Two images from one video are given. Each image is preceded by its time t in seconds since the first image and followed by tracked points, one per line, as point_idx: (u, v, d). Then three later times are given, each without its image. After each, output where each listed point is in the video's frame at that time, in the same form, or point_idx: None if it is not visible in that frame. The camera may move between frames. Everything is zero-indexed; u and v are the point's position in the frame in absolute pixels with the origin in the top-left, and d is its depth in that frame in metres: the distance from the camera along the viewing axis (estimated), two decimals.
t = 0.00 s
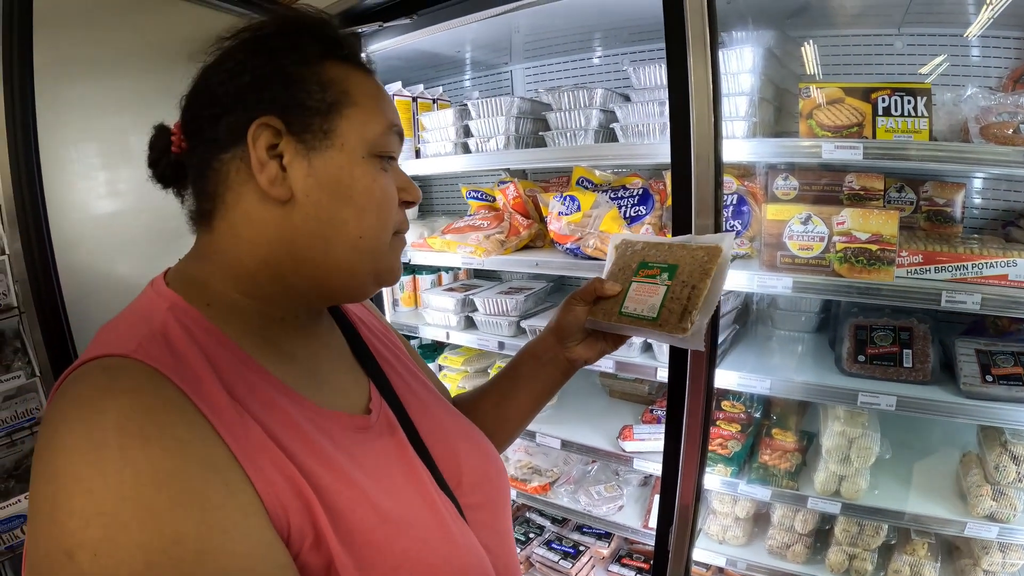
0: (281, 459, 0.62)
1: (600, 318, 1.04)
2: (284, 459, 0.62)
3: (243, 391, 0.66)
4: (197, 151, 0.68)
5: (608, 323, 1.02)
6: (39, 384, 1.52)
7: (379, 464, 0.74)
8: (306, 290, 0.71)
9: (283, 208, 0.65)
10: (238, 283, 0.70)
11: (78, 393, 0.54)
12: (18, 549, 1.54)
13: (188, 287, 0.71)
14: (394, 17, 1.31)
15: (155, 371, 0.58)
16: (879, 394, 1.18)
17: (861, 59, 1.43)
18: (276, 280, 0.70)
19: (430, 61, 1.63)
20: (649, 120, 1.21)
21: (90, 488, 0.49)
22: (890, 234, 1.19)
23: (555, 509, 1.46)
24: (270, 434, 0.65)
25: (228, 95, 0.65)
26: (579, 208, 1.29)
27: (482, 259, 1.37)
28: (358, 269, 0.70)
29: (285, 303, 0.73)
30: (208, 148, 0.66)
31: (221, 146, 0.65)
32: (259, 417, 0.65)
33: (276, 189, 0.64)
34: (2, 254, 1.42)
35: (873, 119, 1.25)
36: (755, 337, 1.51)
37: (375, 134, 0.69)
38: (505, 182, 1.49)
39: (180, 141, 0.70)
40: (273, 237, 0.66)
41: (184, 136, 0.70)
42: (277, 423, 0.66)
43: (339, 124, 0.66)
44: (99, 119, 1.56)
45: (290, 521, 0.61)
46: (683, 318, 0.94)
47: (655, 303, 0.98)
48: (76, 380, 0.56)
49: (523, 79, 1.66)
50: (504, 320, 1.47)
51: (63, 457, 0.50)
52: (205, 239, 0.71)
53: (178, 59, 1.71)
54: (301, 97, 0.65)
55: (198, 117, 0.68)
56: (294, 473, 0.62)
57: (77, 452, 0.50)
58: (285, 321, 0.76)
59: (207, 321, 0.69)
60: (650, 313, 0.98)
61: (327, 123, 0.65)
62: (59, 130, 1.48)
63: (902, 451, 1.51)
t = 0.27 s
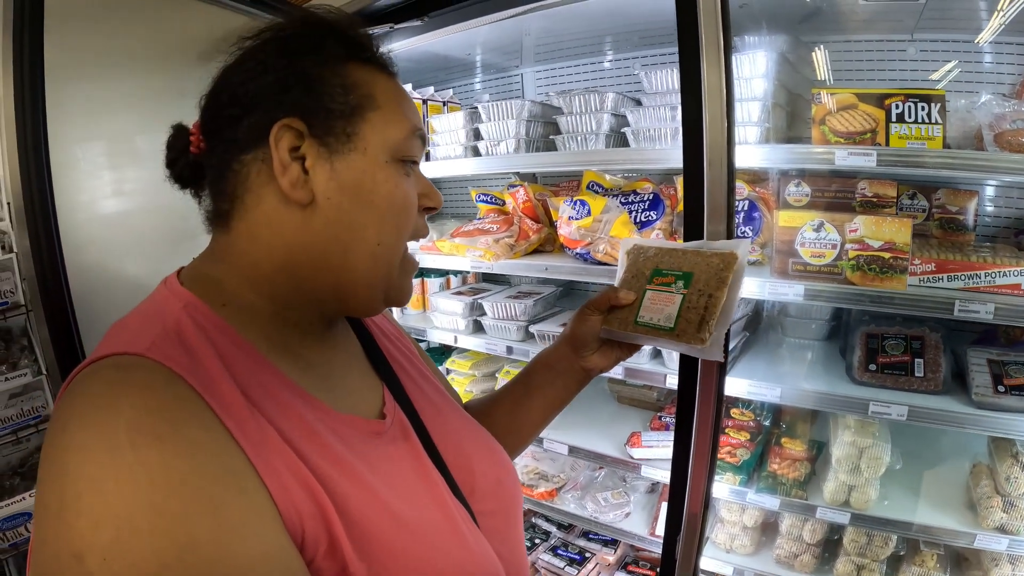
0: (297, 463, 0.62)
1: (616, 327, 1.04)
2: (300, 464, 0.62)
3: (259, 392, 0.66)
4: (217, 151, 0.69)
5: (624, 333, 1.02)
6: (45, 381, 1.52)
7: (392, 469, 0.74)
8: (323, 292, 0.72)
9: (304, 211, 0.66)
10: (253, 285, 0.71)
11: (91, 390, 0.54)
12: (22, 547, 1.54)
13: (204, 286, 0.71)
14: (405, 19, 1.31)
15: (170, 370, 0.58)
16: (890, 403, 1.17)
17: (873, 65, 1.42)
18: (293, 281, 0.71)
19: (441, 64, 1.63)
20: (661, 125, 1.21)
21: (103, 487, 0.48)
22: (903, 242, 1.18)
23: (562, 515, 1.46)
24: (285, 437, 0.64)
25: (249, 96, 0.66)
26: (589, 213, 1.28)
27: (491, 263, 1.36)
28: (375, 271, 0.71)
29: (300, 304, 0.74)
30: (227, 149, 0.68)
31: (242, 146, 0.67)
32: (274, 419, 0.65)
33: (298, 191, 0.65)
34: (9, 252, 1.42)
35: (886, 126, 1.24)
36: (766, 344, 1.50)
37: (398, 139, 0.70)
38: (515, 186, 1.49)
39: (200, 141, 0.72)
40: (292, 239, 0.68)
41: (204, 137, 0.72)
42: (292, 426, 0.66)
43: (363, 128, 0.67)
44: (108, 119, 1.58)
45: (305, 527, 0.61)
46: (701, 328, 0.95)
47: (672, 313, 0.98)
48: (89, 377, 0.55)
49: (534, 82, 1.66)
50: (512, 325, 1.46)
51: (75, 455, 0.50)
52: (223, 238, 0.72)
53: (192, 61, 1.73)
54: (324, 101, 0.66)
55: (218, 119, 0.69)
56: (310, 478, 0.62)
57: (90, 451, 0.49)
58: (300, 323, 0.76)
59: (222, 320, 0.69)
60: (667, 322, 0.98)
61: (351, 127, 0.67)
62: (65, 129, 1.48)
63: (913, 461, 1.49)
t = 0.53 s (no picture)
0: (312, 467, 0.62)
1: (625, 338, 1.06)
2: (315, 468, 0.62)
3: (274, 397, 0.66)
4: (236, 156, 0.70)
5: (634, 344, 1.03)
6: (55, 380, 1.49)
7: (404, 474, 0.74)
8: (337, 299, 0.73)
9: (321, 218, 0.67)
10: (270, 291, 0.72)
11: (109, 392, 0.54)
12: (28, 544, 1.55)
13: (220, 290, 0.72)
14: (417, 25, 1.32)
15: (188, 374, 0.58)
16: (896, 413, 1.17)
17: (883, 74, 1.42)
18: (309, 287, 0.72)
19: (452, 68, 1.64)
20: (670, 133, 1.21)
21: (120, 489, 0.48)
22: (912, 252, 1.18)
23: (567, 520, 1.46)
24: (300, 442, 0.65)
25: (270, 103, 0.67)
26: (598, 219, 1.29)
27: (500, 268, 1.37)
28: (390, 279, 0.72)
29: (315, 309, 0.75)
30: (247, 154, 0.69)
31: (261, 153, 0.67)
32: (289, 423, 0.65)
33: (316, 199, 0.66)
34: (21, 251, 1.36)
35: (896, 135, 1.24)
36: (773, 352, 1.50)
37: (416, 149, 0.71)
38: (525, 192, 1.49)
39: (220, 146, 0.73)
40: (308, 246, 0.68)
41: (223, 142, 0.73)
42: (307, 431, 0.66)
43: (382, 138, 0.68)
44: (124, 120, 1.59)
45: (319, 531, 0.61)
46: (710, 342, 0.97)
47: (681, 325, 1.00)
48: (106, 379, 0.56)
49: (544, 88, 1.67)
50: (521, 330, 1.47)
51: (94, 457, 0.50)
52: (240, 242, 0.73)
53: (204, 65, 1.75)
54: (344, 110, 0.67)
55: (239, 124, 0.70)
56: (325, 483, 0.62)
57: (108, 453, 0.50)
58: (313, 327, 0.77)
59: (238, 323, 0.69)
60: (677, 335, 1.00)
61: (370, 137, 0.68)
62: (80, 128, 1.49)
63: (919, 471, 1.49)
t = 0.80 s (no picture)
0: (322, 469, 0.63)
1: (630, 343, 1.06)
2: (324, 469, 0.63)
3: (284, 399, 0.67)
4: (249, 161, 0.71)
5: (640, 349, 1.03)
6: (63, 379, 1.54)
7: (412, 477, 0.75)
8: (346, 303, 0.74)
9: (332, 224, 0.68)
10: (281, 294, 0.73)
11: (123, 393, 0.55)
12: (34, 542, 1.55)
13: (230, 293, 0.73)
14: (426, 29, 1.33)
15: (200, 375, 0.59)
16: (902, 419, 1.17)
17: (890, 79, 1.42)
18: (319, 291, 0.73)
19: (460, 71, 1.65)
20: (677, 138, 1.22)
21: (134, 489, 0.49)
22: (917, 258, 1.19)
23: (571, 523, 1.47)
24: (311, 445, 0.65)
25: (282, 109, 0.68)
26: (605, 224, 1.29)
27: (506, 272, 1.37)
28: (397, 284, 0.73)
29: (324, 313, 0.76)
30: (259, 160, 0.69)
31: (273, 158, 0.68)
32: (300, 425, 0.66)
33: (326, 204, 0.66)
34: (29, 252, 1.44)
35: (903, 141, 1.24)
36: (779, 356, 1.50)
37: (426, 156, 0.71)
38: (532, 196, 1.50)
39: (231, 152, 0.74)
40: (318, 251, 0.69)
41: (236, 146, 0.73)
42: (318, 434, 0.67)
43: (392, 144, 0.69)
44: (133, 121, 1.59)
45: (329, 531, 0.61)
46: (715, 347, 0.98)
47: (685, 331, 1.01)
48: (119, 381, 0.57)
49: (551, 92, 1.67)
50: (527, 334, 1.47)
51: (108, 457, 0.51)
52: (251, 246, 0.74)
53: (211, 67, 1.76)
54: (355, 117, 0.67)
55: (251, 130, 0.71)
56: (333, 484, 0.62)
57: (123, 454, 0.51)
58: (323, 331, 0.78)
59: (249, 325, 0.70)
60: (681, 340, 1.01)
61: (380, 143, 0.68)
62: (90, 130, 1.50)
63: (923, 476, 1.49)
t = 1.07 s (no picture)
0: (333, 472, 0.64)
1: (635, 350, 1.07)
2: (333, 471, 0.63)
3: (295, 402, 0.67)
4: (265, 166, 0.71)
5: (645, 356, 1.04)
6: (73, 377, 1.56)
7: (419, 480, 0.75)
8: (356, 308, 0.75)
9: (344, 230, 0.68)
10: (291, 299, 0.74)
11: (138, 395, 0.56)
12: (41, 539, 1.56)
13: (244, 298, 0.74)
14: (437, 34, 1.34)
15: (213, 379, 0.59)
16: (908, 426, 1.17)
17: (900, 87, 1.42)
18: (329, 296, 0.73)
19: (470, 75, 1.66)
20: (687, 144, 1.22)
21: (149, 490, 0.50)
22: (925, 266, 1.19)
23: (578, 526, 1.47)
24: (321, 448, 0.66)
25: (298, 116, 0.69)
26: (614, 229, 1.30)
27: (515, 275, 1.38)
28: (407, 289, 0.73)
29: (334, 317, 0.76)
30: (274, 165, 0.70)
31: (288, 164, 0.69)
32: (310, 428, 0.67)
33: (339, 211, 0.67)
34: (41, 250, 1.45)
35: (911, 149, 1.25)
36: (786, 363, 1.51)
37: (438, 165, 0.72)
38: (541, 200, 1.51)
39: (246, 157, 0.75)
40: (329, 256, 0.70)
41: (251, 150, 0.74)
42: (329, 436, 0.68)
43: (405, 153, 0.70)
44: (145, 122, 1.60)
45: (338, 532, 0.62)
46: (720, 354, 0.99)
47: (690, 338, 1.02)
48: (134, 383, 0.57)
49: (561, 96, 1.68)
50: (536, 337, 1.48)
51: (123, 458, 0.51)
52: (265, 250, 0.74)
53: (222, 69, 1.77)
54: (370, 125, 0.68)
55: (267, 135, 0.72)
56: (343, 486, 0.63)
57: (138, 455, 0.51)
58: (333, 334, 0.79)
59: (260, 329, 0.71)
60: (687, 347, 1.02)
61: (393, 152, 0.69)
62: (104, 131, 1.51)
63: (929, 484, 1.49)
